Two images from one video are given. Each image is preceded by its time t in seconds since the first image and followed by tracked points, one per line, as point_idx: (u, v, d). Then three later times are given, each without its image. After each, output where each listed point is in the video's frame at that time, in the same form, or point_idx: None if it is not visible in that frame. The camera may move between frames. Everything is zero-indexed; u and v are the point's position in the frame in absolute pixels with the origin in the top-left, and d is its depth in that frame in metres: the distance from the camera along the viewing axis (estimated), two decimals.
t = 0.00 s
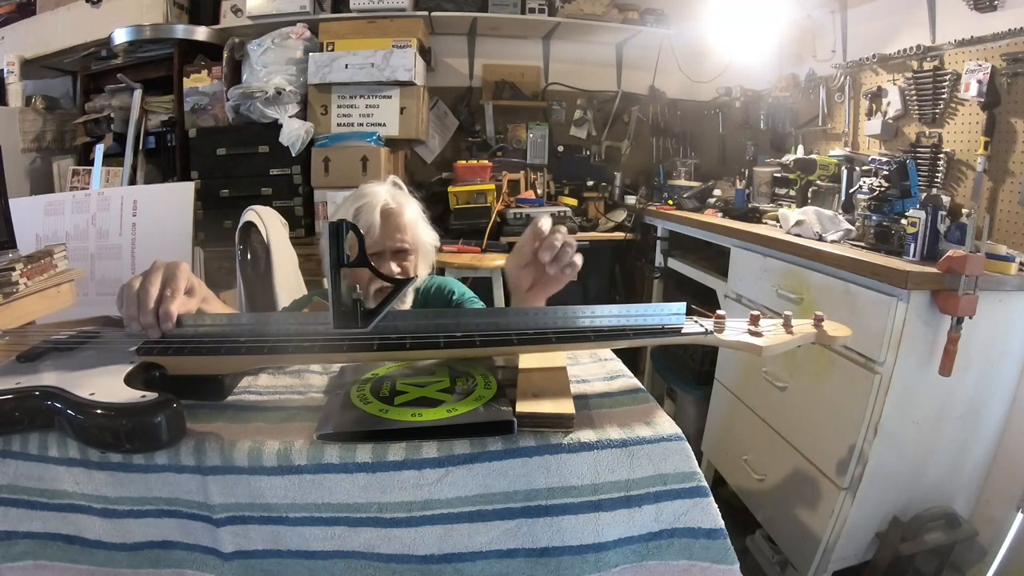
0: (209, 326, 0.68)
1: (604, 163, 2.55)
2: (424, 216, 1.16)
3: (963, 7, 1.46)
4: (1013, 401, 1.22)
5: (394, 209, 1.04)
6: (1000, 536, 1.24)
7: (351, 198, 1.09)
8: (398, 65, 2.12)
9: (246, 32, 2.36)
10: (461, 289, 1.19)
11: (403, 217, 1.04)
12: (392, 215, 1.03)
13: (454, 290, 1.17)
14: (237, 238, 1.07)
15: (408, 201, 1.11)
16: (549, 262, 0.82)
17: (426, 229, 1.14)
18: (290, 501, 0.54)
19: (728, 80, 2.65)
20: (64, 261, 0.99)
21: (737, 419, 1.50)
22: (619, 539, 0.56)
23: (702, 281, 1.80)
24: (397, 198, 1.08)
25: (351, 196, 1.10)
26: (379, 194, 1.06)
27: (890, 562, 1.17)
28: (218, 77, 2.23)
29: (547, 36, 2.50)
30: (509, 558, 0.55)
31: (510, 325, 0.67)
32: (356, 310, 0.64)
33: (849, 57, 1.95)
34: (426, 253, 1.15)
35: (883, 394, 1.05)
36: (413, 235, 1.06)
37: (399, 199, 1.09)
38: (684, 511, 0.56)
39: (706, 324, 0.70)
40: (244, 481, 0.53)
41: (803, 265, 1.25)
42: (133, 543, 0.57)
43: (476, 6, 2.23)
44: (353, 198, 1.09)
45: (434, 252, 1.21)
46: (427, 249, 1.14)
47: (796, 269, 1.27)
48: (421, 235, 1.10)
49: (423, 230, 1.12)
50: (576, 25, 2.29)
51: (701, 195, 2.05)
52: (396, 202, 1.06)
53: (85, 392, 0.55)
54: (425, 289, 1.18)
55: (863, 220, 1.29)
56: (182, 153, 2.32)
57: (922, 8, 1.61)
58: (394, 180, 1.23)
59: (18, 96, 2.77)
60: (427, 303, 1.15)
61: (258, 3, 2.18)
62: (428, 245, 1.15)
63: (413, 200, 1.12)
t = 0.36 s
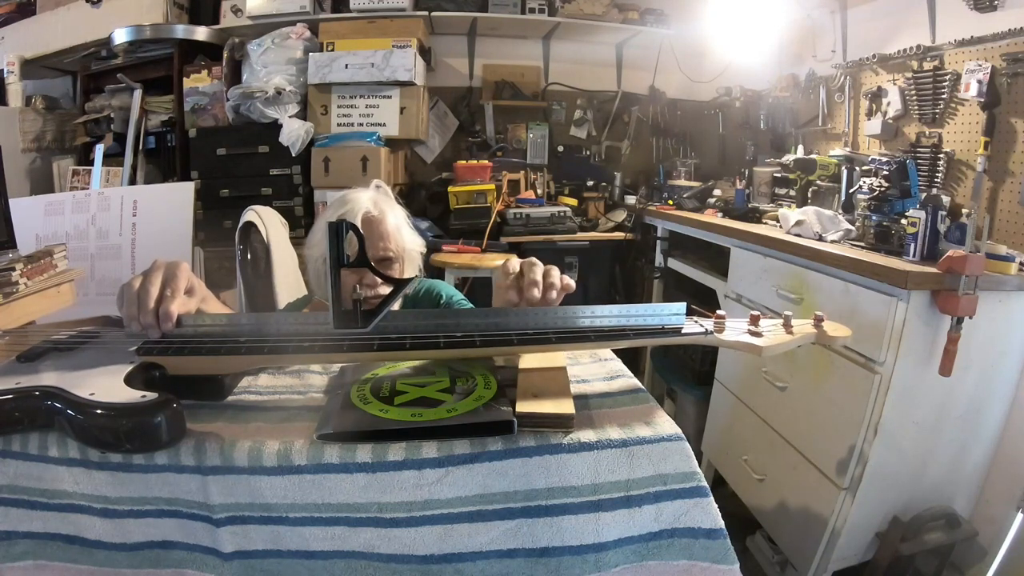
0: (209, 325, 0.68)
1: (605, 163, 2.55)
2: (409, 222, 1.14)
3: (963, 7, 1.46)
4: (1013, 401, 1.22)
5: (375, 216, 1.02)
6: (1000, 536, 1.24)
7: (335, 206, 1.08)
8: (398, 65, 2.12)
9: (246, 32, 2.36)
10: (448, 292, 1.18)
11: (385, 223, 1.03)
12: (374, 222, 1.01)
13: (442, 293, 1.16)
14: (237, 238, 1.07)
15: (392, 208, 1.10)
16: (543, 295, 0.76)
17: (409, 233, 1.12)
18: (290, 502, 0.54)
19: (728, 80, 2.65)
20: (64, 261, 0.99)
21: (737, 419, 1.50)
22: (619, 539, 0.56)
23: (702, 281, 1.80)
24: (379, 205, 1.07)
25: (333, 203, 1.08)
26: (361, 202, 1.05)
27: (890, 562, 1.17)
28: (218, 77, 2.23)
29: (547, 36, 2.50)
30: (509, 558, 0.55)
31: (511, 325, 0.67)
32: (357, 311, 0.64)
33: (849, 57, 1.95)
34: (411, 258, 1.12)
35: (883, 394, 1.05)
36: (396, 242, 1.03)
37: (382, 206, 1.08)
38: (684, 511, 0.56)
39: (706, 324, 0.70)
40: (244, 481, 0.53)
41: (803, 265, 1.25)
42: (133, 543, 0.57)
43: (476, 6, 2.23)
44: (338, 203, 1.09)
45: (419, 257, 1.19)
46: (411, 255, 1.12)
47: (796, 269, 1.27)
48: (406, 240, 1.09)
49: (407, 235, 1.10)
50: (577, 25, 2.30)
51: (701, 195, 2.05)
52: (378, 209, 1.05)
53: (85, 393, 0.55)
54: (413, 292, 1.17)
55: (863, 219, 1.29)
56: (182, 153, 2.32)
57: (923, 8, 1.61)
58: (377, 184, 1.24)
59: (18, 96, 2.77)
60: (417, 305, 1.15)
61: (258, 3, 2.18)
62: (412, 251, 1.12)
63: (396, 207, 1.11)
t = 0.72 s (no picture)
0: (210, 325, 0.68)
1: (604, 163, 2.55)
2: (405, 222, 1.14)
3: (963, 7, 1.46)
4: (1013, 401, 1.22)
5: (371, 217, 1.02)
6: (1000, 536, 1.24)
7: (331, 208, 1.07)
8: (398, 65, 2.11)
9: (246, 32, 2.36)
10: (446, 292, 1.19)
11: (380, 224, 1.03)
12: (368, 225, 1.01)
13: (440, 294, 1.16)
14: (237, 238, 1.08)
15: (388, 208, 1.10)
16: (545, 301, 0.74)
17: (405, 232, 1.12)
18: (291, 501, 0.54)
19: (728, 80, 2.65)
20: (64, 261, 0.99)
21: (737, 419, 1.49)
22: (619, 539, 0.56)
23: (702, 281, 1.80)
24: (375, 206, 1.06)
25: (330, 203, 1.07)
26: (357, 202, 1.04)
27: (890, 562, 1.17)
28: (219, 77, 2.23)
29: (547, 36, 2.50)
30: (509, 558, 0.55)
31: (511, 327, 0.67)
32: (358, 311, 0.65)
33: (849, 57, 1.95)
34: (409, 258, 1.13)
35: (882, 394, 1.05)
36: (392, 242, 1.03)
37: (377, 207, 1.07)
38: (684, 511, 0.56)
39: (706, 326, 0.70)
40: (244, 481, 0.53)
41: (804, 266, 1.25)
42: (133, 543, 0.57)
43: (476, 6, 2.23)
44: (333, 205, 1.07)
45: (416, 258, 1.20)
46: (408, 254, 1.11)
47: (796, 269, 1.27)
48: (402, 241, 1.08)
49: (403, 235, 1.10)
50: (577, 25, 2.30)
51: (701, 195, 2.05)
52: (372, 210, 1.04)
53: (85, 392, 0.55)
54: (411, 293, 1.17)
55: (863, 220, 1.29)
56: (182, 153, 2.32)
57: (923, 8, 1.61)
58: (373, 184, 1.24)
59: (18, 96, 2.77)
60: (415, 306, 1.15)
61: (258, 3, 2.18)
62: (409, 251, 1.12)
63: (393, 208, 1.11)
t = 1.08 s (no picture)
0: (211, 326, 0.68)
1: (604, 163, 2.55)
2: (402, 225, 1.14)
3: (963, 7, 1.46)
4: (1013, 401, 1.22)
5: (366, 217, 1.03)
6: (999, 536, 1.24)
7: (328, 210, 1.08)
8: (398, 65, 2.11)
9: (246, 32, 2.36)
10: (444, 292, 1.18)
11: (375, 224, 1.03)
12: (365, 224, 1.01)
13: (440, 294, 1.16)
14: (238, 238, 1.09)
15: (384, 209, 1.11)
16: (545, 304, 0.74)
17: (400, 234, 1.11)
18: (291, 501, 0.54)
19: (728, 80, 2.65)
20: (64, 261, 0.99)
21: (737, 419, 1.49)
22: (619, 539, 0.56)
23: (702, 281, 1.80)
24: (371, 207, 1.07)
25: (326, 204, 1.09)
26: (352, 204, 1.05)
27: (890, 562, 1.17)
28: (219, 77, 2.23)
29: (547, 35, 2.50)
30: (509, 558, 0.55)
31: (511, 328, 0.67)
32: (358, 312, 0.64)
33: (848, 57, 1.95)
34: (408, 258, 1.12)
35: (882, 394, 1.05)
36: (388, 241, 1.02)
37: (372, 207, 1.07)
38: (684, 511, 0.56)
39: (706, 327, 0.70)
40: (244, 481, 0.53)
41: (804, 266, 1.25)
42: (133, 543, 0.57)
43: (476, 6, 2.23)
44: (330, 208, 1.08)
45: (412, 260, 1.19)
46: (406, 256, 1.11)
47: (797, 269, 1.27)
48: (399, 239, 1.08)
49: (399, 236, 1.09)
50: (577, 25, 2.30)
51: (701, 195, 2.05)
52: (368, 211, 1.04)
53: (85, 392, 0.55)
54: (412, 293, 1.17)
55: (863, 220, 1.29)
56: (182, 153, 2.32)
57: (923, 7, 1.61)
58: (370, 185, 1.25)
59: (18, 96, 2.77)
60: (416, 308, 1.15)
61: (258, 3, 2.18)
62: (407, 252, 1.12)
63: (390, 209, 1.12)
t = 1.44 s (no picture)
0: (210, 326, 0.68)
1: (604, 163, 2.55)
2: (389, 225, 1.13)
3: (963, 7, 1.46)
4: (1013, 401, 1.22)
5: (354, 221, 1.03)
6: (999, 536, 1.24)
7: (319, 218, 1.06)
8: (399, 65, 2.11)
9: (246, 32, 2.36)
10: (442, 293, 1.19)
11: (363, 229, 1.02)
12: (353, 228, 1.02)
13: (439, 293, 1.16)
14: (238, 239, 1.09)
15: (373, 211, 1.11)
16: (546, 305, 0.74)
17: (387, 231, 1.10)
18: (290, 501, 0.54)
19: (728, 80, 2.65)
20: (64, 261, 0.99)
21: (737, 419, 1.49)
22: (619, 539, 0.56)
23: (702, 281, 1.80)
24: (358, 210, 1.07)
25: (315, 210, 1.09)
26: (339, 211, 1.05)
27: (890, 562, 1.17)
28: (219, 77, 2.23)
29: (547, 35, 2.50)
30: (509, 558, 0.55)
31: (511, 327, 0.67)
32: (358, 312, 0.64)
33: (848, 57, 1.95)
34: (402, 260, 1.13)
35: (882, 394, 1.05)
36: (377, 244, 1.02)
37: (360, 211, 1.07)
38: (684, 512, 0.56)
39: (706, 327, 0.70)
40: (244, 481, 0.53)
41: (804, 265, 1.25)
42: (133, 543, 0.57)
43: (476, 6, 2.23)
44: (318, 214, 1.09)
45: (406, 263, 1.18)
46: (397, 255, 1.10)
47: (796, 269, 1.27)
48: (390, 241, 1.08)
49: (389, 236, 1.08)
50: (577, 25, 2.30)
51: (701, 195, 2.05)
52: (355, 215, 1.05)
53: (85, 392, 0.55)
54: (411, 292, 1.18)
55: (863, 220, 1.29)
56: (182, 153, 2.32)
57: (923, 7, 1.61)
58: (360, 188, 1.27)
59: (18, 96, 2.77)
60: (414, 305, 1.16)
61: (258, 3, 2.18)
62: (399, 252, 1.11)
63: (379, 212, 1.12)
